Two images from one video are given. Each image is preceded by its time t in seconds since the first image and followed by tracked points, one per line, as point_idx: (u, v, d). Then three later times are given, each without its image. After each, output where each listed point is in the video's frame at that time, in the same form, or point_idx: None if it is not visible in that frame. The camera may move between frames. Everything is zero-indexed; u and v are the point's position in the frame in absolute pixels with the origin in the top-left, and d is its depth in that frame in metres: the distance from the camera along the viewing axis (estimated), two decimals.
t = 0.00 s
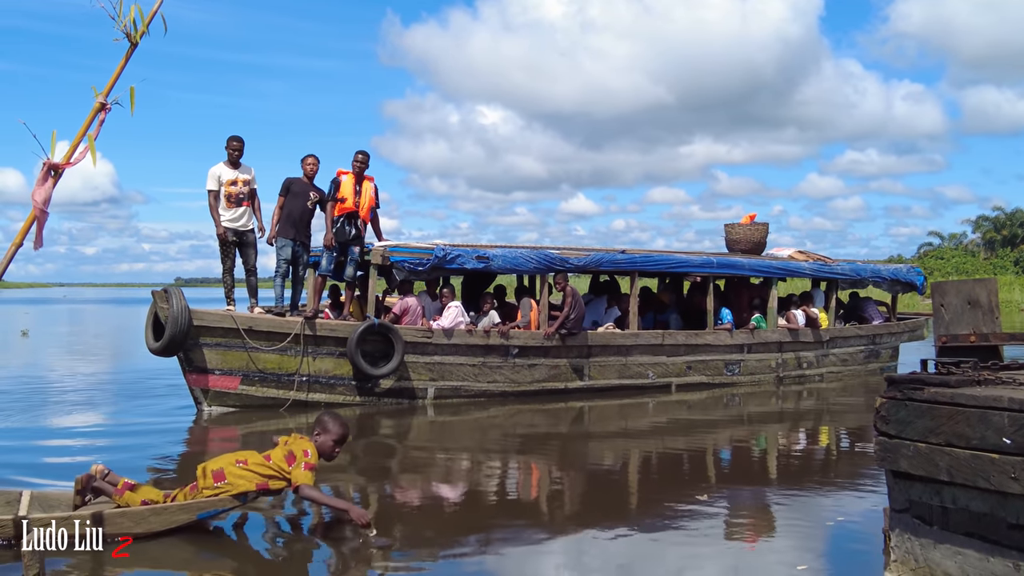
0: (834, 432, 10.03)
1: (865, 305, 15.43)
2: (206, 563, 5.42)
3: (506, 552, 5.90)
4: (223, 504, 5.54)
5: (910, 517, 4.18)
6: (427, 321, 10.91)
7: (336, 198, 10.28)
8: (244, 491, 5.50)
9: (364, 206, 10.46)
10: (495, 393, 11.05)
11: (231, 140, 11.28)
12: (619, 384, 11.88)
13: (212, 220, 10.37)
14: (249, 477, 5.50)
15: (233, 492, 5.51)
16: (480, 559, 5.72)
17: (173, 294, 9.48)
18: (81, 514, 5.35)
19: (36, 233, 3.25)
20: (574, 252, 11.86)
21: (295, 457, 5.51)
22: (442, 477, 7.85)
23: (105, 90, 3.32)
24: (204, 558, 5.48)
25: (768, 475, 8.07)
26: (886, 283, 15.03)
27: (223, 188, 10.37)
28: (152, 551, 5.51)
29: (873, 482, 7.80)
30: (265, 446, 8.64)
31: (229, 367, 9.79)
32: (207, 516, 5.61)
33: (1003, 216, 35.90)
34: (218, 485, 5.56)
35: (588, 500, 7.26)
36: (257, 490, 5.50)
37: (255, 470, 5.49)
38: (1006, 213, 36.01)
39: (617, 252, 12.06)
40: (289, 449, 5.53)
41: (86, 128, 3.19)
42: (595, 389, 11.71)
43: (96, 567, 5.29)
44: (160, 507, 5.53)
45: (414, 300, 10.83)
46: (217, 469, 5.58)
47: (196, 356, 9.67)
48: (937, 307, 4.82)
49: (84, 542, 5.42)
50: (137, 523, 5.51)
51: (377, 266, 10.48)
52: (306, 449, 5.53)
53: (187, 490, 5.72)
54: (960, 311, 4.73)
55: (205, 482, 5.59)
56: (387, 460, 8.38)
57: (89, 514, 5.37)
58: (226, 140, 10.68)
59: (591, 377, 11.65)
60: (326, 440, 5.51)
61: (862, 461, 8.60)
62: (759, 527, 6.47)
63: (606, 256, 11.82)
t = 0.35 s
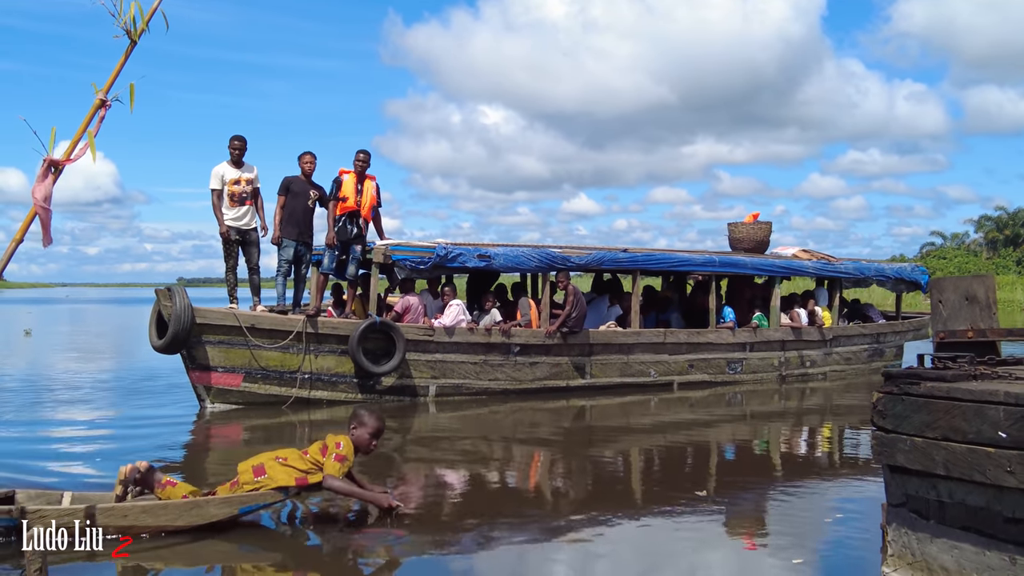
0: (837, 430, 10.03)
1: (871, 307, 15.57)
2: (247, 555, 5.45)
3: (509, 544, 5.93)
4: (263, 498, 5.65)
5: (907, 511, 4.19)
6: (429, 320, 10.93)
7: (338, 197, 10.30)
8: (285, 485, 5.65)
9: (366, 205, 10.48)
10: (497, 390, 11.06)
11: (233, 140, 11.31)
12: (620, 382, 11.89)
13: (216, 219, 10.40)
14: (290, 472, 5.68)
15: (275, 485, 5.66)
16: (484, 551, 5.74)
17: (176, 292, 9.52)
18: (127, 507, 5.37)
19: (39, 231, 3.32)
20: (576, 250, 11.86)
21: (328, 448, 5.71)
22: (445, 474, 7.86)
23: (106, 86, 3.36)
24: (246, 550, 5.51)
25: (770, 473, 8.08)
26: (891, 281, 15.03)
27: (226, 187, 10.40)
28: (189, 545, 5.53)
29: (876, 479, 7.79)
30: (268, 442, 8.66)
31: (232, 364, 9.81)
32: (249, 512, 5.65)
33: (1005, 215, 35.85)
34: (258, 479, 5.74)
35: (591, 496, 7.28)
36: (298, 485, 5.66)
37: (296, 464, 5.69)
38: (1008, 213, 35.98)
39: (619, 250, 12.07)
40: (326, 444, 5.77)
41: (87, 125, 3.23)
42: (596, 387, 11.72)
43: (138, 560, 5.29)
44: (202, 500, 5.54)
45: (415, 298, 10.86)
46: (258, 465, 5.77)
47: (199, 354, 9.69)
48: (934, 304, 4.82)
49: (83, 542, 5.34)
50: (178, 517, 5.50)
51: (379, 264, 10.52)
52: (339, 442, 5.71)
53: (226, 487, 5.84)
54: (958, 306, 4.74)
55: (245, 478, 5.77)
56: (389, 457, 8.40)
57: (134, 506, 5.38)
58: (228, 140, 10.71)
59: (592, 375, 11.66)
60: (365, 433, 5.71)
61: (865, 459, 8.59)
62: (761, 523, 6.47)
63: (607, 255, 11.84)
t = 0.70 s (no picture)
0: (840, 428, 10.04)
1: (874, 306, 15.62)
2: (248, 547, 5.47)
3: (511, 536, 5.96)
4: (303, 492, 5.73)
5: (904, 505, 4.20)
6: (429, 318, 10.95)
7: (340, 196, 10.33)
8: (326, 480, 5.71)
9: (368, 203, 10.50)
10: (498, 388, 11.08)
11: (237, 139, 11.33)
12: (621, 380, 11.91)
13: (219, 219, 10.42)
14: (332, 466, 5.75)
15: (316, 480, 5.73)
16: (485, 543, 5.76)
17: (179, 291, 9.54)
18: (170, 502, 5.46)
19: (43, 226, 3.38)
20: (577, 249, 11.89)
21: (368, 444, 5.79)
22: (447, 471, 7.88)
23: (107, 82, 3.40)
24: (260, 545, 5.52)
25: (772, 469, 8.09)
26: (894, 280, 15.05)
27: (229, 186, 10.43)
28: (223, 542, 5.53)
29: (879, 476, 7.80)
30: (271, 439, 8.68)
31: (234, 361, 9.84)
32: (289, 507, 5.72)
33: (1006, 216, 35.83)
34: (297, 474, 5.80)
35: (593, 492, 7.29)
36: (339, 481, 5.71)
37: (337, 459, 5.76)
38: (1009, 214, 35.96)
39: (620, 248, 12.09)
40: (367, 440, 5.84)
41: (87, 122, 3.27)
42: (598, 385, 11.73)
43: (177, 559, 5.23)
44: (243, 494, 5.60)
45: (416, 296, 10.87)
46: (300, 459, 5.85)
47: (202, 351, 9.73)
48: (933, 299, 4.84)
49: (83, 542, 5.36)
50: (219, 511, 5.57)
51: (380, 263, 10.55)
52: (379, 438, 5.78)
53: (268, 480, 5.91)
54: (956, 302, 4.74)
55: (285, 472, 5.84)
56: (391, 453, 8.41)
57: (177, 501, 5.48)
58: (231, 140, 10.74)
59: (593, 372, 11.68)
60: (399, 437, 5.79)
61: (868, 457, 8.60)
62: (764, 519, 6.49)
63: (608, 253, 11.86)
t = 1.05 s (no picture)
0: (843, 427, 10.05)
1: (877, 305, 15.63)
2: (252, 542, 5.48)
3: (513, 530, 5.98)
4: (345, 489, 5.70)
5: (902, 501, 4.22)
6: (431, 316, 10.98)
7: (342, 195, 10.35)
8: (365, 477, 5.68)
9: (370, 203, 10.52)
10: (500, 386, 11.10)
11: (241, 139, 11.37)
12: (624, 378, 11.93)
13: (223, 218, 10.43)
14: (371, 463, 5.69)
15: (355, 477, 5.69)
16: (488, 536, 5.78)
17: (182, 289, 9.57)
18: (211, 501, 5.46)
19: (43, 223, 3.39)
20: (578, 247, 11.91)
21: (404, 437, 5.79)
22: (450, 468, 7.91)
23: (107, 80, 3.41)
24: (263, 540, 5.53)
25: (775, 467, 8.11)
26: (897, 279, 15.06)
27: (233, 186, 10.45)
28: (253, 537, 5.52)
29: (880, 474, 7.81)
30: (273, 436, 8.70)
31: (237, 359, 9.87)
32: (329, 503, 5.73)
33: (1008, 216, 35.81)
34: (337, 471, 5.77)
35: (595, 489, 7.32)
36: (378, 477, 5.67)
37: (375, 455, 5.69)
38: (1011, 214, 35.97)
39: (622, 247, 12.11)
40: (401, 433, 5.80)
41: (88, 119, 3.27)
42: (600, 383, 11.76)
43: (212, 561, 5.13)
44: (285, 492, 5.58)
45: (418, 294, 10.92)
46: (338, 456, 5.80)
47: (205, 349, 9.75)
48: (931, 296, 4.86)
49: (82, 542, 5.30)
50: (261, 509, 5.55)
51: (382, 261, 10.58)
52: (416, 431, 5.78)
53: (307, 477, 5.87)
54: (955, 299, 4.76)
55: (325, 468, 5.82)
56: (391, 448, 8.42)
57: (219, 499, 5.48)
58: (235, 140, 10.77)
59: (595, 370, 11.70)
60: (434, 429, 5.79)
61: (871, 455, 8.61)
62: (766, 514, 6.51)
63: (610, 252, 11.87)
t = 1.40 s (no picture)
0: (844, 424, 10.05)
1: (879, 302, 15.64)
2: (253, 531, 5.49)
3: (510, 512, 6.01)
4: (380, 479, 5.73)
5: (895, 489, 4.23)
6: (431, 311, 11.04)
7: (342, 192, 10.37)
8: (401, 467, 5.72)
9: (369, 199, 10.51)
10: (500, 381, 11.13)
11: (243, 137, 11.41)
12: (624, 373, 11.95)
13: (225, 214, 10.45)
14: (407, 453, 5.74)
15: (391, 467, 5.73)
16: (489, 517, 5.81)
17: (184, 284, 9.61)
18: (250, 488, 5.49)
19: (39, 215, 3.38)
20: (578, 243, 11.93)
21: (439, 426, 5.76)
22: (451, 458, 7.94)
23: (105, 71, 3.42)
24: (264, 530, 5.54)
25: (775, 462, 8.13)
26: (899, 276, 15.07)
27: (235, 183, 10.48)
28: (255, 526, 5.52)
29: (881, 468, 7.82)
30: (275, 431, 8.73)
31: (239, 354, 9.90)
32: (364, 494, 5.73)
33: (1009, 215, 35.82)
34: (373, 462, 5.80)
35: (596, 481, 7.34)
36: (413, 467, 5.72)
37: (411, 446, 5.74)
38: (1012, 213, 35.97)
39: (621, 244, 12.14)
40: (435, 423, 5.82)
41: (86, 110, 3.28)
42: (600, 378, 11.78)
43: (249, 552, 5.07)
44: (321, 481, 5.61)
45: (418, 290, 10.98)
46: (374, 447, 5.85)
47: (206, 344, 9.79)
48: (926, 288, 4.87)
49: (82, 542, 5.13)
50: (299, 498, 5.57)
51: (382, 257, 10.64)
52: (450, 420, 5.75)
53: (343, 469, 5.90)
54: (949, 290, 4.78)
55: (361, 460, 5.84)
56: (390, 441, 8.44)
57: (257, 487, 5.51)
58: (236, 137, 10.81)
59: (596, 365, 11.72)
60: (468, 419, 5.79)
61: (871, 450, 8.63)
62: (765, 506, 6.52)
63: (609, 248, 11.90)
